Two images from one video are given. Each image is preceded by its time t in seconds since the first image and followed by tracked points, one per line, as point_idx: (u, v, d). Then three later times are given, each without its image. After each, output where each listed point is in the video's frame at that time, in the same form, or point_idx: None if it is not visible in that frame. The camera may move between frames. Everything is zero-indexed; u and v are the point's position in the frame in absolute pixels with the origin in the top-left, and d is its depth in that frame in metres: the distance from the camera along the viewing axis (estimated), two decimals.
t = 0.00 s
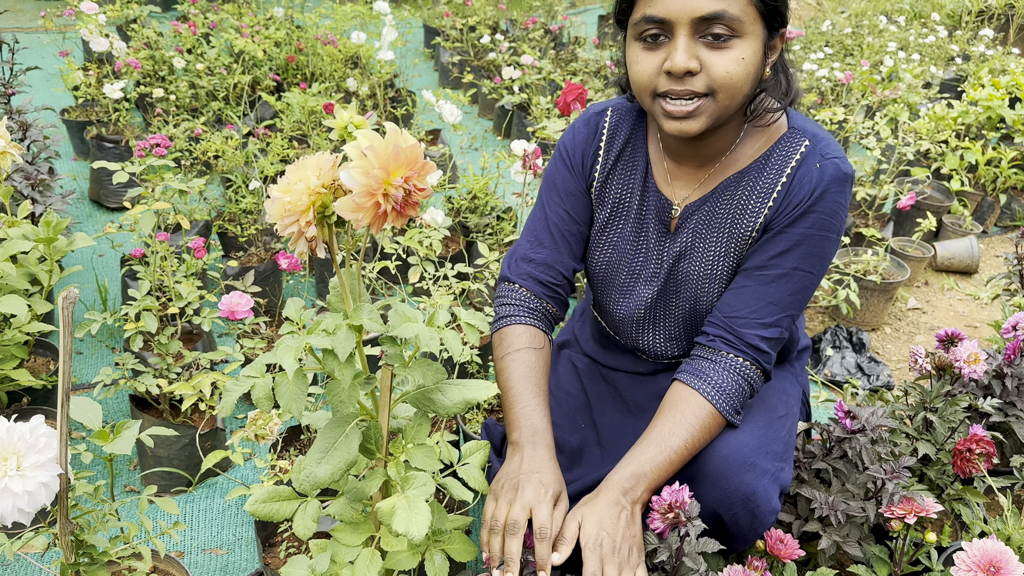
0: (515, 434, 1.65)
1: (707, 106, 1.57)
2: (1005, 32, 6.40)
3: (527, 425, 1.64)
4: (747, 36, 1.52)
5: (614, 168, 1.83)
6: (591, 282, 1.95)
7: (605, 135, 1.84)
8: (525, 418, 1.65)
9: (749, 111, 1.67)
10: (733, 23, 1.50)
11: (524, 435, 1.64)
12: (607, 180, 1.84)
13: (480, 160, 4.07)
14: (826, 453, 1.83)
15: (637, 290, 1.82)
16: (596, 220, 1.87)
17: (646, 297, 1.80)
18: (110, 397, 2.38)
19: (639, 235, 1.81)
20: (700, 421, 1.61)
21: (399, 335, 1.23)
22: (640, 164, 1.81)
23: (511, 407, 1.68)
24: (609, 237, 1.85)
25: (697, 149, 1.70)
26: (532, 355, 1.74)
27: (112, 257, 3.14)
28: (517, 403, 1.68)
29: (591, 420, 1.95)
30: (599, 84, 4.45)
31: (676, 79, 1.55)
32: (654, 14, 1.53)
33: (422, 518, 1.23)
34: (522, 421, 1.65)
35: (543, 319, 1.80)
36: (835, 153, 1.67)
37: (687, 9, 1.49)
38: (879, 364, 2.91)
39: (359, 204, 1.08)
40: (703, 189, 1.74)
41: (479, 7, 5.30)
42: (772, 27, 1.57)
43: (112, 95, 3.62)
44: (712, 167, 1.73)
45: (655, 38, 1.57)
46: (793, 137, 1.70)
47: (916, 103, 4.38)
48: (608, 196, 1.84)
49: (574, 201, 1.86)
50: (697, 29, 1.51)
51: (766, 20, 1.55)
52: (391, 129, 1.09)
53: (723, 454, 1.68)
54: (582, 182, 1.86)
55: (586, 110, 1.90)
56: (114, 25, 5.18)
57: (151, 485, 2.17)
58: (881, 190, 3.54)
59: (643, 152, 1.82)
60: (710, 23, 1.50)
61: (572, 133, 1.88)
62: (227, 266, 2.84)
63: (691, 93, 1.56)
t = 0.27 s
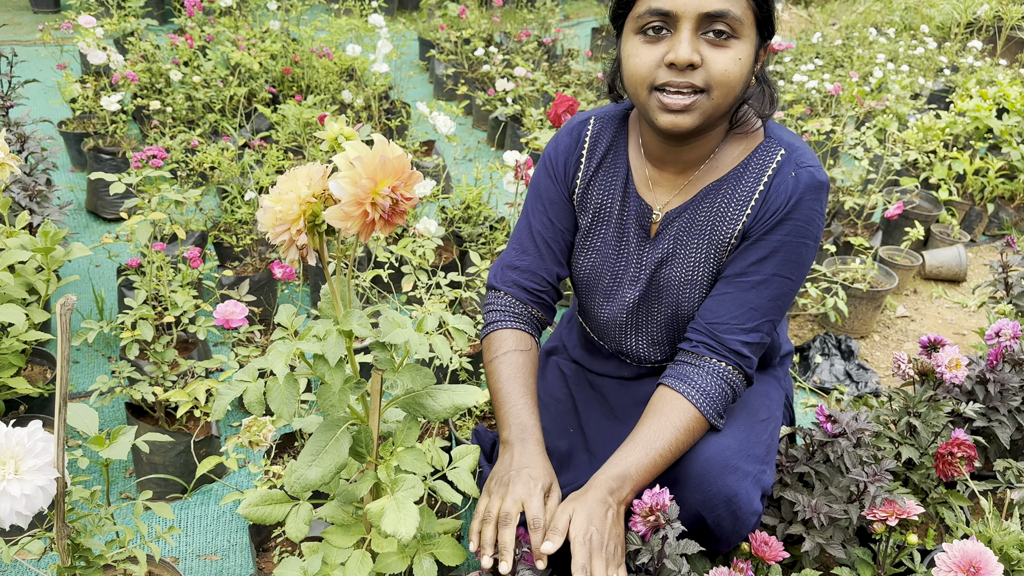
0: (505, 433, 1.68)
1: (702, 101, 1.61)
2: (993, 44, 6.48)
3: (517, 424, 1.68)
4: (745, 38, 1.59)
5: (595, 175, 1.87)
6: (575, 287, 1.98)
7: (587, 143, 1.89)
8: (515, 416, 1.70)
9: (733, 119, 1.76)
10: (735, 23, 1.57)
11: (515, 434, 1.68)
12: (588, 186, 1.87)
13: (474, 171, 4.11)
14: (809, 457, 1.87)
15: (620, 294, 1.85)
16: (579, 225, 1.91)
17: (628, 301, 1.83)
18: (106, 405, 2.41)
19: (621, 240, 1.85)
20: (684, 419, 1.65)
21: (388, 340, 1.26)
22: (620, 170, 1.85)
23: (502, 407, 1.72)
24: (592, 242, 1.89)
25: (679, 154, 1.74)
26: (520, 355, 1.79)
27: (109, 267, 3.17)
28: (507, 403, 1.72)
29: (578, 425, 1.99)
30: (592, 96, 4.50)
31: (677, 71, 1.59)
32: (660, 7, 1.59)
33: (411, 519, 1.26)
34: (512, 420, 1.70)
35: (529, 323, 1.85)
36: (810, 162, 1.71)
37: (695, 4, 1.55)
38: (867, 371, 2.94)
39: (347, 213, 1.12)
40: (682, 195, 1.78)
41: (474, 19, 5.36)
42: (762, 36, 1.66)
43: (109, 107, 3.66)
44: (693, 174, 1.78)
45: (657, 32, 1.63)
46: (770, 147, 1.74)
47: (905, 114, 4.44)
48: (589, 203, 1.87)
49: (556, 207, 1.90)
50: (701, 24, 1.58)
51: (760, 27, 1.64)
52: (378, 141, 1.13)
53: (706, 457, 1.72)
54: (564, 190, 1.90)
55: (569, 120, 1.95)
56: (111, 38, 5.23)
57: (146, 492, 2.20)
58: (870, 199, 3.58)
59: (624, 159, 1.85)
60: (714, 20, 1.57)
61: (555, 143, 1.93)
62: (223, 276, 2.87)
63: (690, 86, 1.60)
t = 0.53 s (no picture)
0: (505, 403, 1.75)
1: (696, 116, 1.64)
2: (980, 61, 6.57)
3: (516, 391, 1.75)
4: (727, 52, 1.65)
5: (585, 195, 1.92)
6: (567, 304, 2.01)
7: (576, 162, 1.94)
8: (513, 389, 1.76)
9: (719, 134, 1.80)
10: (716, 37, 1.63)
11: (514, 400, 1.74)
12: (579, 205, 1.92)
13: (466, 186, 4.15)
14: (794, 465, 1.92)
15: (613, 311, 1.88)
16: (571, 243, 1.95)
17: (622, 318, 1.86)
18: (101, 418, 2.43)
19: (613, 257, 1.88)
20: (683, 413, 1.69)
21: (379, 351, 1.30)
22: (610, 190, 1.90)
23: (499, 384, 1.79)
24: (584, 260, 1.92)
25: (669, 173, 1.78)
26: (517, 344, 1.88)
27: (104, 282, 3.20)
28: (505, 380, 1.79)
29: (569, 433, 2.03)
30: (583, 112, 4.56)
31: (667, 93, 1.62)
32: (642, 32, 1.64)
33: (402, 526, 1.29)
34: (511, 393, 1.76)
35: (520, 326, 1.91)
36: (796, 180, 1.76)
37: (675, 24, 1.62)
38: (855, 383, 2.98)
39: (338, 228, 1.16)
40: (673, 214, 1.83)
41: (466, 37, 5.42)
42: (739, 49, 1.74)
43: (105, 124, 3.70)
44: (683, 191, 1.83)
45: (642, 58, 1.67)
46: (757, 165, 1.79)
47: (891, 130, 4.51)
48: (579, 222, 1.92)
49: (546, 225, 1.96)
50: (683, 43, 1.63)
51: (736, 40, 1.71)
52: (367, 158, 1.17)
53: (693, 458, 1.74)
54: (553, 210, 1.96)
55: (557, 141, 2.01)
56: (107, 56, 5.28)
57: (141, 504, 2.21)
58: (856, 214, 3.64)
59: (612, 178, 1.91)
60: (696, 37, 1.63)
61: (544, 164, 1.98)
62: (217, 290, 2.90)
63: (682, 103, 1.63)
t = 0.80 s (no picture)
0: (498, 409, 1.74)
1: (680, 143, 1.68)
2: (961, 77, 6.68)
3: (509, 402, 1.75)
4: (703, 75, 1.69)
5: (570, 215, 1.93)
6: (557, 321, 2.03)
7: (558, 183, 1.95)
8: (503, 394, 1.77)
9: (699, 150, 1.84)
10: (692, 65, 1.67)
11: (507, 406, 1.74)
12: (564, 226, 1.94)
13: (455, 201, 4.18)
14: (779, 475, 1.94)
15: (603, 326, 1.90)
16: (558, 262, 1.97)
17: (613, 333, 1.88)
18: (89, 433, 2.42)
19: (601, 274, 1.90)
20: (677, 411, 1.73)
21: (366, 362, 1.31)
22: (594, 209, 1.92)
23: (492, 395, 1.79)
24: (573, 278, 1.95)
25: (652, 190, 1.80)
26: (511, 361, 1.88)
27: (93, 298, 3.20)
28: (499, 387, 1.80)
29: (557, 444, 2.04)
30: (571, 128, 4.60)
31: (650, 123, 1.65)
32: (620, 68, 1.66)
33: (389, 536, 1.30)
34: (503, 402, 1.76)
35: (513, 343, 1.93)
36: (776, 189, 1.81)
37: (653, 58, 1.64)
38: (840, 395, 3.00)
39: (326, 241, 1.18)
40: (658, 228, 1.85)
41: (455, 54, 5.47)
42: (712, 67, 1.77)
43: (94, 141, 3.72)
44: (666, 208, 1.85)
45: (621, 91, 1.69)
46: (737, 177, 1.83)
47: (875, 144, 4.57)
48: (565, 241, 1.94)
49: (532, 246, 1.97)
50: (661, 74, 1.66)
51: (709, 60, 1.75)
52: (356, 172, 1.19)
53: (683, 461, 1.76)
54: (538, 232, 1.97)
55: (538, 162, 2.02)
56: (97, 73, 5.30)
57: (129, 519, 2.21)
58: (841, 227, 3.68)
59: (596, 198, 1.92)
60: (673, 67, 1.66)
61: (527, 186, 1.99)
62: (206, 305, 2.91)
63: (665, 133, 1.67)
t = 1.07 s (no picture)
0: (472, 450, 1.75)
1: (655, 148, 1.72)
2: (942, 87, 6.77)
3: (481, 442, 1.75)
4: (668, 81, 1.71)
5: (551, 218, 1.97)
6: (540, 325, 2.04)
7: (541, 188, 1.99)
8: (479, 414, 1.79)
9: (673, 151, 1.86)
10: (656, 73, 1.68)
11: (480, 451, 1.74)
12: (546, 227, 1.97)
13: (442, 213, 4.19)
14: (763, 482, 1.94)
15: (585, 327, 1.92)
16: (541, 264, 2.00)
17: (594, 333, 1.90)
18: (73, 449, 2.41)
19: (583, 275, 1.93)
20: (656, 432, 1.71)
21: (347, 373, 1.32)
22: (575, 212, 1.95)
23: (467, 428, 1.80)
24: (554, 280, 1.97)
25: (630, 193, 1.84)
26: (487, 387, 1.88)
27: (78, 313, 3.18)
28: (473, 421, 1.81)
29: (544, 453, 2.05)
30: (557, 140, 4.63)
31: (622, 135, 1.69)
32: (586, 87, 1.68)
33: (371, 547, 1.30)
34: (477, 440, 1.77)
35: (495, 355, 1.93)
36: (750, 189, 1.83)
37: (616, 73, 1.66)
38: (825, 402, 3.02)
39: (305, 252, 1.18)
40: (637, 229, 1.88)
41: (442, 67, 5.49)
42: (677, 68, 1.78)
43: (80, 156, 3.71)
44: (644, 209, 1.88)
45: (591, 107, 1.72)
46: (712, 178, 1.85)
47: (857, 153, 4.62)
48: (547, 243, 1.97)
49: (515, 250, 2.00)
50: (627, 86, 1.68)
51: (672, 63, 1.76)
52: (334, 184, 1.20)
53: (669, 470, 1.77)
54: (521, 234, 2.00)
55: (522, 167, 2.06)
56: (83, 89, 5.29)
57: (113, 535, 2.19)
58: (824, 236, 3.71)
59: (577, 202, 1.96)
60: (638, 78, 1.68)
61: (510, 190, 2.03)
62: (192, 319, 2.90)
63: (639, 142, 1.70)
